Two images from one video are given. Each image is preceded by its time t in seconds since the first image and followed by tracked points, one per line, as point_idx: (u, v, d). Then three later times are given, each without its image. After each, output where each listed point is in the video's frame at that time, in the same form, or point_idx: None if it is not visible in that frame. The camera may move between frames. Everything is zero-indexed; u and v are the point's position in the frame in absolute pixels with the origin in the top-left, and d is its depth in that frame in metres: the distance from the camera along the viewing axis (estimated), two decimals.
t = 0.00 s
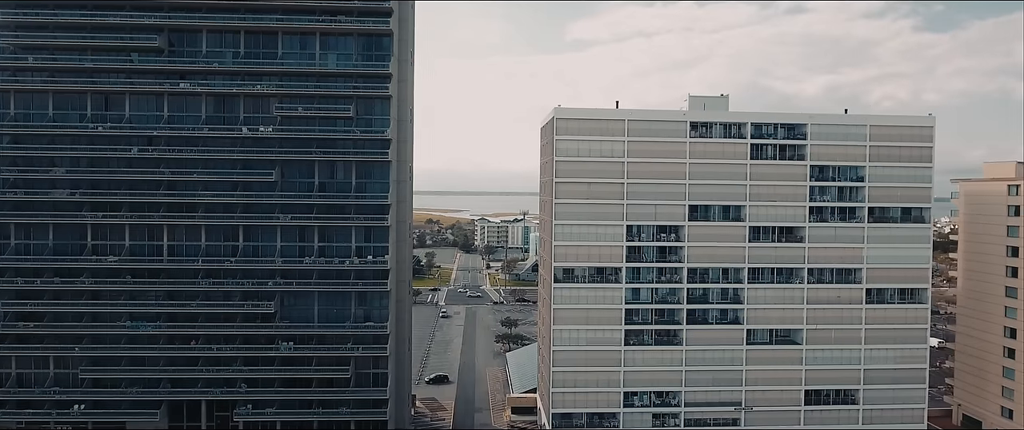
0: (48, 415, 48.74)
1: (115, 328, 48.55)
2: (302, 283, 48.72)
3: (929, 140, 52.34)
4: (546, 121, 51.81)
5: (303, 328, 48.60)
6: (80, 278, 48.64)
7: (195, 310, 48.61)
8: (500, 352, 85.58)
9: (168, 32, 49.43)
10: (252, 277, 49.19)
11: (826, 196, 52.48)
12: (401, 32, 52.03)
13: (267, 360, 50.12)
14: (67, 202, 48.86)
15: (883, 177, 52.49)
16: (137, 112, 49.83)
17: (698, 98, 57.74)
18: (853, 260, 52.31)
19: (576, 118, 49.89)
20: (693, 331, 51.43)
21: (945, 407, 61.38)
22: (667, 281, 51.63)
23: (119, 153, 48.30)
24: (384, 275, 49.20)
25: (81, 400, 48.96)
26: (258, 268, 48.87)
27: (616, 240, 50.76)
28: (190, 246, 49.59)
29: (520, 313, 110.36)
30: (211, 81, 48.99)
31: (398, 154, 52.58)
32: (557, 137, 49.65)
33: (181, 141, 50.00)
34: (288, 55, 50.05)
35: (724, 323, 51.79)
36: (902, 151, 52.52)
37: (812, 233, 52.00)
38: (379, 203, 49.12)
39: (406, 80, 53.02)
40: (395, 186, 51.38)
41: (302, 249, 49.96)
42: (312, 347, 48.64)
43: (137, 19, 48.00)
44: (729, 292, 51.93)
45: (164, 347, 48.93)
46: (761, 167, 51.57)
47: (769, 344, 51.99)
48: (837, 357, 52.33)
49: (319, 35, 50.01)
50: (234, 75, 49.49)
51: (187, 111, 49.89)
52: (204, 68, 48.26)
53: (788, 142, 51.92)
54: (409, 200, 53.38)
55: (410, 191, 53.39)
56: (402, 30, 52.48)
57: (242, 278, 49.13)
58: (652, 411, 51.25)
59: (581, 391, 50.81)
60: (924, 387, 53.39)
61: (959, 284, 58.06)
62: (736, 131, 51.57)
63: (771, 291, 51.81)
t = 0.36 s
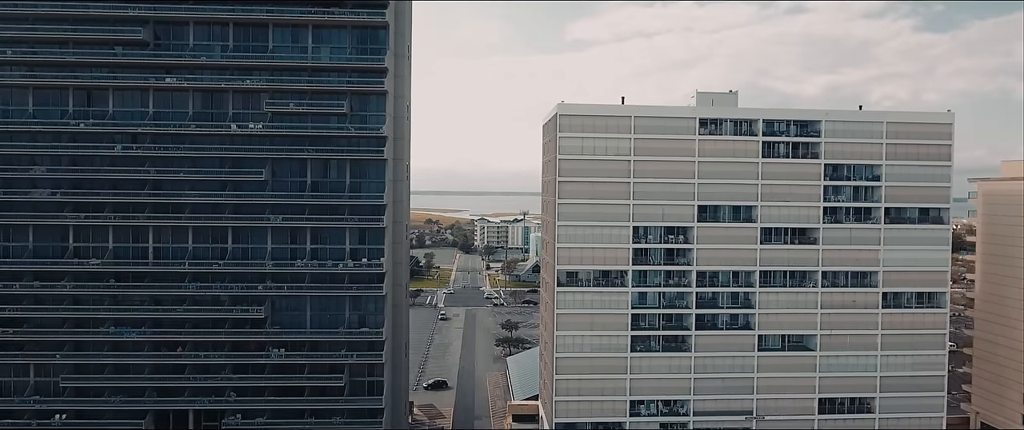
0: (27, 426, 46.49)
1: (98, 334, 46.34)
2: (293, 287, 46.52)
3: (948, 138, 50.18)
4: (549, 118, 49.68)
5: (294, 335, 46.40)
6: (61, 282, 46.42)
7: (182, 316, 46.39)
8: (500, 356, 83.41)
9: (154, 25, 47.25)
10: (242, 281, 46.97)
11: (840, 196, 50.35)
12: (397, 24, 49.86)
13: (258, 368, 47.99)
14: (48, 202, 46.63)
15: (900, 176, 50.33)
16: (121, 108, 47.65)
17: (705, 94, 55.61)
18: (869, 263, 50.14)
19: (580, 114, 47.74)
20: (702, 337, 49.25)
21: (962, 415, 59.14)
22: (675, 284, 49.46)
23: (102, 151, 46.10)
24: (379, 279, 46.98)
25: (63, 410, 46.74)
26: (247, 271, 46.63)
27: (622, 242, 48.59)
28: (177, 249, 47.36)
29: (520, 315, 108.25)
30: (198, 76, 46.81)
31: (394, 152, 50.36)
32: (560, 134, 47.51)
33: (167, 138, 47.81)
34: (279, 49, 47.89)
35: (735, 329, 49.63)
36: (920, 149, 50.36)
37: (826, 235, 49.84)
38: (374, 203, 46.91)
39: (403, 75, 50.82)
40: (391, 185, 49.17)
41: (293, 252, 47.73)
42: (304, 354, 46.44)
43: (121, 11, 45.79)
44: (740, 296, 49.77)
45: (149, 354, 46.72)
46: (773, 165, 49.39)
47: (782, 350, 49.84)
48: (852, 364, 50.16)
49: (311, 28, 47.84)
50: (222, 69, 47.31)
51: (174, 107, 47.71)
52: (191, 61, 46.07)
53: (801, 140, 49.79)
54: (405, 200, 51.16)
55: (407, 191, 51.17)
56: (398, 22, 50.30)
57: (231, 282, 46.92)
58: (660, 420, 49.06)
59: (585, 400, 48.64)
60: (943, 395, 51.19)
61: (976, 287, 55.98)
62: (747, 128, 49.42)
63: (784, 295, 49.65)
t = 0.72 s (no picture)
0: None
1: (77, 342, 43.93)
2: (282, 292, 44.10)
3: (970, 135, 47.83)
4: (552, 114, 47.33)
5: (284, 342, 43.99)
6: (39, 287, 44.02)
7: (165, 322, 43.97)
8: (501, 361, 81.02)
9: (136, 15, 44.82)
10: (229, 286, 44.58)
11: (857, 196, 48.05)
12: (392, 15, 47.44)
13: (246, 377, 45.63)
14: (24, 202, 44.21)
15: (920, 175, 48.00)
16: (102, 103, 45.23)
17: (715, 90, 53.27)
18: (887, 266, 47.81)
19: (585, 110, 45.38)
20: (713, 344, 46.89)
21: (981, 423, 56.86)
22: (684, 289, 47.11)
23: (80, 148, 43.68)
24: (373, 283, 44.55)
25: (40, 421, 44.35)
26: (234, 275, 44.21)
27: (629, 244, 46.23)
28: (160, 251, 44.95)
29: (520, 317, 105.90)
30: (183, 69, 44.41)
31: (390, 150, 47.93)
32: (564, 130, 45.16)
33: (151, 135, 45.39)
34: (268, 41, 45.49)
35: (747, 335, 47.29)
36: (941, 147, 48.01)
37: (843, 237, 47.50)
38: (368, 204, 44.48)
39: (399, 69, 48.36)
40: (386, 185, 46.74)
41: (283, 255, 45.32)
42: (293, 363, 44.03)
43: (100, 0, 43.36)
44: (752, 301, 47.43)
45: (131, 362, 44.34)
46: (787, 164, 47.03)
47: (796, 358, 47.50)
48: (870, 372, 47.83)
49: (302, 19, 45.44)
50: (208, 62, 44.90)
51: (157, 102, 45.31)
52: (175, 54, 43.67)
53: (816, 137, 47.46)
54: (401, 200, 48.70)
55: (402, 191, 48.72)
56: (393, 13, 47.85)
57: (217, 286, 44.53)
58: None
59: (590, 410, 46.29)
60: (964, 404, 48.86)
61: (996, 291, 53.67)
62: (760, 124, 47.08)
63: (798, 299, 47.29)
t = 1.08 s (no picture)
0: None
1: (54, 350, 41.54)
2: (270, 297, 41.68)
3: (994, 132, 45.52)
4: (555, 110, 44.98)
5: (272, 351, 41.61)
6: (13, 292, 41.62)
7: (147, 330, 41.57)
8: (501, 366, 78.64)
9: (115, 5, 42.41)
10: (214, 291, 42.17)
11: (876, 196, 45.76)
12: (386, 5, 44.99)
13: (232, 387, 43.25)
14: None
15: (942, 174, 45.66)
16: (80, 98, 42.81)
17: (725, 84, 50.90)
18: (908, 269, 45.47)
19: (590, 105, 43.05)
20: (725, 352, 44.56)
21: None
22: (695, 293, 44.75)
23: (56, 145, 41.23)
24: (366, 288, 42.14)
25: None
26: (219, 280, 41.78)
27: (637, 247, 43.84)
28: (142, 255, 42.53)
29: (521, 320, 103.59)
30: (165, 62, 41.99)
31: (384, 147, 45.51)
32: (569, 127, 42.82)
33: (131, 132, 42.95)
34: (255, 33, 43.08)
35: (761, 343, 44.96)
36: (964, 144, 45.67)
37: (861, 239, 45.16)
38: (361, 205, 42.04)
39: (394, 62, 45.89)
40: (380, 184, 44.32)
41: (271, 258, 42.86)
42: (282, 373, 41.64)
43: None
44: (766, 307, 45.11)
45: (111, 372, 41.95)
46: (803, 162, 44.67)
47: (812, 367, 45.18)
48: (889, 380, 45.55)
49: (291, 9, 43.05)
50: (192, 55, 42.50)
51: (139, 97, 42.90)
52: (157, 46, 41.28)
53: (833, 134, 45.14)
54: (397, 201, 46.21)
55: (398, 191, 46.27)
56: (388, 3, 45.40)
57: (202, 292, 42.11)
58: None
59: (596, 421, 43.96)
60: (988, 414, 46.55)
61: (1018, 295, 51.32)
62: (774, 121, 44.74)
63: (815, 305, 44.95)
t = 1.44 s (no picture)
0: None
1: (28, 360, 39.15)
2: (258, 303, 39.27)
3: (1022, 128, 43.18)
4: (560, 105, 42.61)
5: (260, 360, 39.23)
6: None
7: (127, 338, 39.20)
8: (502, 371, 76.28)
9: None
10: (197, 297, 39.77)
11: (897, 196, 43.45)
12: None
13: (218, 399, 40.87)
14: None
15: (968, 173, 43.27)
16: (56, 93, 40.38)
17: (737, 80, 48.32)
18: (932, 273, 43.10)
19: (597, 100, 40.70)
20: (739, 361, 42.19)
21: None
22: (707, 299, 42.38)
23: (30, 142, 38.78)
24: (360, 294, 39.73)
25: None
26: (203, 285, 39.38)
27: (646, 250, 41.44)
28: (122, 258, 40.14)
29: (521, 323, 101.22)
30: (146, 54, 39.58)
31: (379, 144, 43.08)
32: (574, 123, 40.49)
33: (111, 128, 40.57)
34: (242, 23, 40.72)
35: (777, 351, 42.61)
36: (990, 141, 43.28)
37: (883, 242, 42.80)
38: (354, 205, 39.61)
39: (390, 54, 43.44)
40: (375, 183, 41.91)
41: (259, 262, 40.47)
42: (270, 384, 39.27)
43: None
44: (782, 313, 42.79)
45: (89, 382, 39.57)
46: (821, 160, 42.32)
47: (831, 376, 42.84)
48: (911, 390, 43.24)
49: None
50: (175, 47, 40.09)
51: (119, 92, 40.51)
52: (137, 37, 38.87)
53: (852, 131, 42.81)
54: (392, 201, 43.81)
55: (393, 190, 43.82)
56: None
57: (185, 298, 39.72)
58: None
59: None
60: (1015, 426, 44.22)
61: None
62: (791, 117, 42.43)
63: (834, 311, 42.58)
